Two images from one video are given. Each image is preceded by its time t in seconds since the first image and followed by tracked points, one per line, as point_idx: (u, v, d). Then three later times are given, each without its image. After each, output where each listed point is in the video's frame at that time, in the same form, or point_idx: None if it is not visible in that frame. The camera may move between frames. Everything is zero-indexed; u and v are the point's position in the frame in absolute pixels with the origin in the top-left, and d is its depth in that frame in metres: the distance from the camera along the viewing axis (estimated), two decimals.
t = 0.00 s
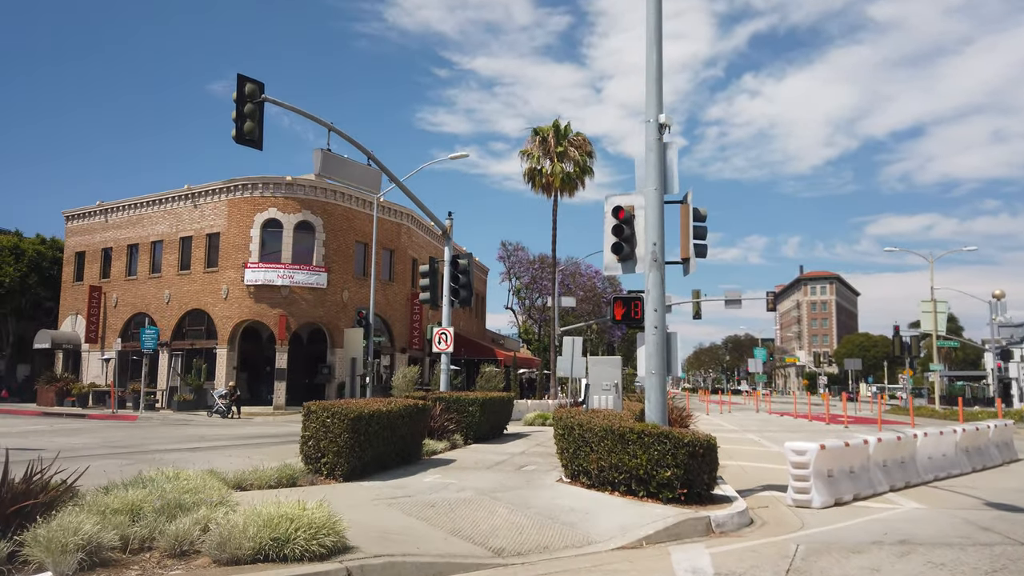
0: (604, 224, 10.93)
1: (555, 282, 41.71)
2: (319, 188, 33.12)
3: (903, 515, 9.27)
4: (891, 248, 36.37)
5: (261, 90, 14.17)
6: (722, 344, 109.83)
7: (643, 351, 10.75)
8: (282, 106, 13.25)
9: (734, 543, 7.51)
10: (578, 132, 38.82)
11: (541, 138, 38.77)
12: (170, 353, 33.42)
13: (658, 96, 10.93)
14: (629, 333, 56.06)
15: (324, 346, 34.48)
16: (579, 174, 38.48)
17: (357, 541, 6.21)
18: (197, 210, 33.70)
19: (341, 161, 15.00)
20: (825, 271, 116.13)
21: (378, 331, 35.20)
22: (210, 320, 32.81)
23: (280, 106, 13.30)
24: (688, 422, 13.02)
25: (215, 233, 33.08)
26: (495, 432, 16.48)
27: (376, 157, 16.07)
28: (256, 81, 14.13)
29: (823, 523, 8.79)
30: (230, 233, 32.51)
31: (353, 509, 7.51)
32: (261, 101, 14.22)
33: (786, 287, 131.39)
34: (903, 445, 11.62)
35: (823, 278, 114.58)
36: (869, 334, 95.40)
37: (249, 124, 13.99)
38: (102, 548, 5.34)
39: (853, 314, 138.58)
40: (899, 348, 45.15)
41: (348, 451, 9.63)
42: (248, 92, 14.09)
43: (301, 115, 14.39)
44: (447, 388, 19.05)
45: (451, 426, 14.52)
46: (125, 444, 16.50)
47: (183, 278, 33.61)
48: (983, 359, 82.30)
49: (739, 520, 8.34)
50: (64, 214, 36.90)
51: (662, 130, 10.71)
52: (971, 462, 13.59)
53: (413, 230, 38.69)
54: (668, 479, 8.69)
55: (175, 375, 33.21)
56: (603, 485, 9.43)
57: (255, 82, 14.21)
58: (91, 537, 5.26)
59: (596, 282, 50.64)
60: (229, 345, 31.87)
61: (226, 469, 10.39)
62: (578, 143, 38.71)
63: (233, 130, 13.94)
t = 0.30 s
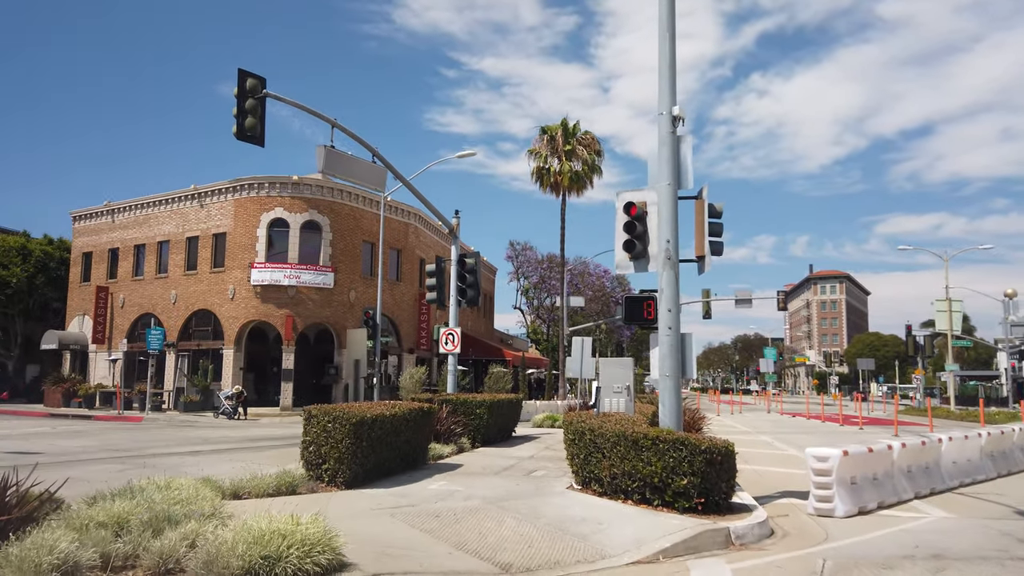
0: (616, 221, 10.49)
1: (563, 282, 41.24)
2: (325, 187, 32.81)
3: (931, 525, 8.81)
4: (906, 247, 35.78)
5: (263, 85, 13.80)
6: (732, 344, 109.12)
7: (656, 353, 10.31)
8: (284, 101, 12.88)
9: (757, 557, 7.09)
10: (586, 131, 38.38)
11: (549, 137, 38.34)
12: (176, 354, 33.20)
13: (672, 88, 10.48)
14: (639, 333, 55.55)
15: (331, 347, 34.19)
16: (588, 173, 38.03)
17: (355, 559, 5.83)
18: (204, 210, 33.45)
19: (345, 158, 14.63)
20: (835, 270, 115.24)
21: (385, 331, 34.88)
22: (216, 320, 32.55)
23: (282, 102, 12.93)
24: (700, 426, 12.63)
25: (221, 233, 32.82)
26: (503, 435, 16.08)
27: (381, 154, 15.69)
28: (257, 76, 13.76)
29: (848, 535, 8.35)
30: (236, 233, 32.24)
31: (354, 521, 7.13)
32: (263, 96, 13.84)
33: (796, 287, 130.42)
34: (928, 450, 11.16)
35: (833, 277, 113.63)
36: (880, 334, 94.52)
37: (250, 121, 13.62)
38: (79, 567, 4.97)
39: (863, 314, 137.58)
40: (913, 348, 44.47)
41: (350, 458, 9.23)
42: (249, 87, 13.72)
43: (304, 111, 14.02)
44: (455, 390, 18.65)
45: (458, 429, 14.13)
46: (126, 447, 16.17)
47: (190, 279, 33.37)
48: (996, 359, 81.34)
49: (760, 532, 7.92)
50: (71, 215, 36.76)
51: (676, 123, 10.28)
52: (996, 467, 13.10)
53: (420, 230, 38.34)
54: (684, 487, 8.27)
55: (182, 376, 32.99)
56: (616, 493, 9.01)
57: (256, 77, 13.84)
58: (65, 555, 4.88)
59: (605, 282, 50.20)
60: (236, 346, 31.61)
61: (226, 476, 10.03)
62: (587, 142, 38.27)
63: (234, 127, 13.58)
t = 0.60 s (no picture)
0: (639, 214, 10.04)
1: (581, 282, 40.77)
2: (340, 185, 32.57)
3: (975, 535, 8.32)
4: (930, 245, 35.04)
5: (274, 78, 13.47)
6: (750, 344, 108.06)
7: (680, 352, 9.86)
8: (296, 94, 12.54)
9: (793, 570, 6.65)
10: (603, 128, 37.88)
11: (565, 135, 37.87)
12: (192, 354, 33.08)
13: (697, 74, 10.00)
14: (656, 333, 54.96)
15: (346, 347, 33.95)
16: (605, 171, 37.51)
17: (364, 572, 5.44)
18: (218, 209, 33.34)
19: (358, 152, 14.28)
20: (855, 270, 113.83)
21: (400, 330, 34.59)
22: (231, 320, 32.40)
23: (293, 94, 12.59)
24: (724, 429, 12.18)
25: (236, 232, 32.68)
26: (520, 437, 15.69)
27: (394, 149, 15.33)
28: (268, 68, 13.42)
29: (888, 544, 7.87)
30: (251, 232, 32.06)
31: (365, 528, 6.75)
32: (274, 89, 13.50)
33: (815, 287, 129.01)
34: (967, 454, 10.62)
35: (853, 276, 112.24)
36: (901, 334, 93.13)
37: (261, 114, 13.27)
38: None
39: (883, 314, 135.87)
40: (938, 349, 43.55)
41: (361, 461, 8.84)
42: (260, 80, 13.39)
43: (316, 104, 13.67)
44: (471, 391, 18.28)
45: (474, 431, 13.74)
46: (137, 447, 15.90)
47: (205, 279, 33.24)
48: (1021, 360, 79.83)
49: (795, 542, 7.47)
50: (88, 215, 36.76)
51: (701, 112, 9.81)
52: None
53: (435, 229, 38.01)
54: (713, 493, 7.83)
55: (197, 376, 32.88)
56: (641, 499, 8.57)
57: (267, 69, 13.52)
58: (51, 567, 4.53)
59: (622, 282, 49.70)
60: (251, 345, 31.43)
61: (234, 479, 9.69)
62: (604, 139, 37.77)
63: (245, 121, 13.27)
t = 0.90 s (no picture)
0: (655, 211, 9.63)
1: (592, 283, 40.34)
2: (349, 185, 32.30)
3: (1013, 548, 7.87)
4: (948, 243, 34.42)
5: (279, 73, 13.11)
6: (762, 345, 107.23)
7: (698, 354, 9.44)
8: (301, 89, 12.20)
9: None
10: (614, 127, 37.45)
11: (576, 134, 37.46)
12: (200, 355, 32.89)
13: (715, 65, 9.60)
14: (667, 333, 54.42)
15: (355, 348, 33.67)
16: (616, 170, 37.07)
17: None
18: (227, 209, 33.14)
19: (365, 149, 13.93)
20: (868, 270, 112.81)
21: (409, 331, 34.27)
22: (240, 321, 32.17)
23: (299, 91, 12.25)
24: (742, 433, 11.81)
25: (244, 232, 32.46)
26: (530, 441, 15.31)
27: (402, 146, 14.98)
28: (273, 64, 13.06)
29: (922, 558, 7.43)
30: (259, 232, 31.83)
31: (368, 543, 6.39)
32: (279, 84, 13.15)
33: (828, 287, 127.97)
34: (998, 461, 10.15)
35: (866, 276, 111.19)
36: (915, 335, 92.12)
37: (265, 110, 12.93)
38: None
39: (897, 314, 134.57)
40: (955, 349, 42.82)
41: (366, 468, 8.49)
42: (265, 76, 13.04)
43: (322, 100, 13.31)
44: (480, 393, 17.91)
45: (483, 435, 13.37)
46: (140, 451, 15.61)
47: (213, 279, 33.04)
48: None
49: (823, 556, 7.05)
50: (97, 215, 36.69)
51: (720, 104, 9.40)
52: None
53: (445, 228, 37.68)
54: (735, 504, 7.43)
55: (205, 377, 32.67)
56: (658, 509, 8.18)
57: (273, 65, 13.16)
58: None
59: (633, 282, 49.25)
60: (259, 346, 31.20)
61: (236, 487, 9.36)
62: (615, 138, 37.33)
63: (249, 117, 12.94)
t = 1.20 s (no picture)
0: (671, 203, 9.18)
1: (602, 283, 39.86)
2: (358, 185, 31.99)
3: None
4: (966, 243, 33.81)
5: (281, 65, 12.75)
6: (774, 347, 106.24)
7: (716, 353, 8.99)
8: (304, 81, 11.83)
9: None
10: (625, 126, 36.97)
11: (586, 133, 37.03)
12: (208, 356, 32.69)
13: (733, 49, 9.14)
14: (678, 335, 53.81)
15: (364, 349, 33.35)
16: (627, 170, 36.57)
17: None
18: (234, 209, 32.92)
19: (370, 144, 13.56)
20: (882, 271, 111.67)
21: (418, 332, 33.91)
22: (247, 321, 31.91)
23: (302, 83, 11.89)
24: (759, 436, 11.37)
25: (252, 232, 32.21)
26: (541, 444, 14.88)
27: (408, 141, 14.59)
28: (275, 55, 12.72)
29: (956, 569, 6.97)
30: (267, 232, 31.57)
31: (366, 552, 5.98)
32: (282, 77, 12.79)
33: (841, 288, 126.73)
34: None
35: (879, 277, 110.04)
36: (930, 336, 90.97)
37: (267, 102, 12.55)
38: None
39: (911, 316, 133.27)
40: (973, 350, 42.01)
41: (368, 472, 8.09)
42: (267, 68, 12.68)
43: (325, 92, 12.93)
44: (488, 394, 17.50)
45: (492, 437, 12.96)
46: (140, 453, 15.24)
47: (221, 280, 32.82)
48: None
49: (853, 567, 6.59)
50: (105, 216, 36.56)
51: (739, 90, 8.96)
52: None
53: (454, 228, 37.31)
54: (758, 511, 6.99)
55: (213, 378, 32.44)
56: (675, 516, 7.75)
57: (275, 56, 12.80)
58: None
59: (644, 282, 48.71)
60: (267, 347, 30.93)
61: (233, 491, 8.99)
62: (626, 137, 36.85)
63: (251, 110, 12.54)
